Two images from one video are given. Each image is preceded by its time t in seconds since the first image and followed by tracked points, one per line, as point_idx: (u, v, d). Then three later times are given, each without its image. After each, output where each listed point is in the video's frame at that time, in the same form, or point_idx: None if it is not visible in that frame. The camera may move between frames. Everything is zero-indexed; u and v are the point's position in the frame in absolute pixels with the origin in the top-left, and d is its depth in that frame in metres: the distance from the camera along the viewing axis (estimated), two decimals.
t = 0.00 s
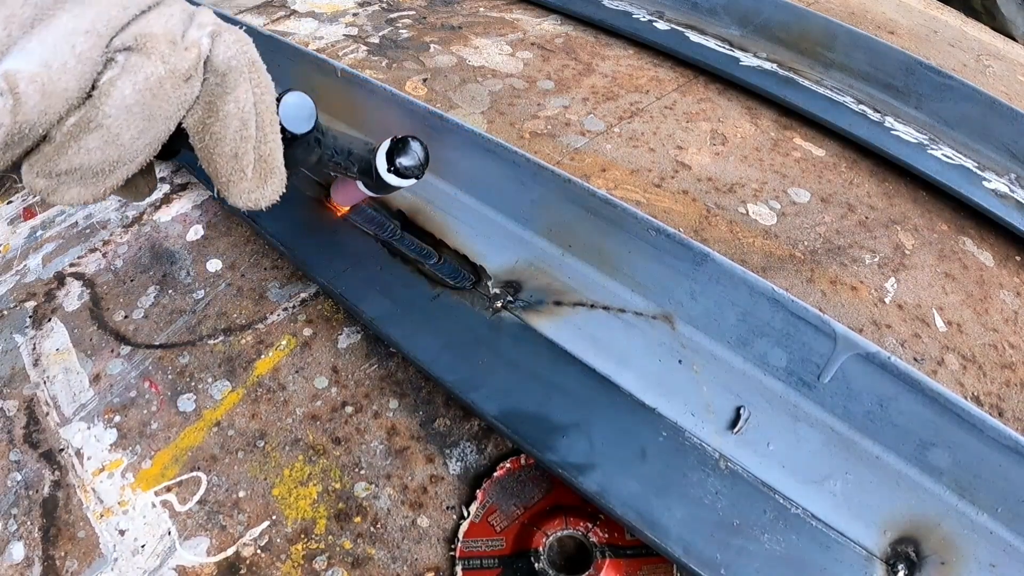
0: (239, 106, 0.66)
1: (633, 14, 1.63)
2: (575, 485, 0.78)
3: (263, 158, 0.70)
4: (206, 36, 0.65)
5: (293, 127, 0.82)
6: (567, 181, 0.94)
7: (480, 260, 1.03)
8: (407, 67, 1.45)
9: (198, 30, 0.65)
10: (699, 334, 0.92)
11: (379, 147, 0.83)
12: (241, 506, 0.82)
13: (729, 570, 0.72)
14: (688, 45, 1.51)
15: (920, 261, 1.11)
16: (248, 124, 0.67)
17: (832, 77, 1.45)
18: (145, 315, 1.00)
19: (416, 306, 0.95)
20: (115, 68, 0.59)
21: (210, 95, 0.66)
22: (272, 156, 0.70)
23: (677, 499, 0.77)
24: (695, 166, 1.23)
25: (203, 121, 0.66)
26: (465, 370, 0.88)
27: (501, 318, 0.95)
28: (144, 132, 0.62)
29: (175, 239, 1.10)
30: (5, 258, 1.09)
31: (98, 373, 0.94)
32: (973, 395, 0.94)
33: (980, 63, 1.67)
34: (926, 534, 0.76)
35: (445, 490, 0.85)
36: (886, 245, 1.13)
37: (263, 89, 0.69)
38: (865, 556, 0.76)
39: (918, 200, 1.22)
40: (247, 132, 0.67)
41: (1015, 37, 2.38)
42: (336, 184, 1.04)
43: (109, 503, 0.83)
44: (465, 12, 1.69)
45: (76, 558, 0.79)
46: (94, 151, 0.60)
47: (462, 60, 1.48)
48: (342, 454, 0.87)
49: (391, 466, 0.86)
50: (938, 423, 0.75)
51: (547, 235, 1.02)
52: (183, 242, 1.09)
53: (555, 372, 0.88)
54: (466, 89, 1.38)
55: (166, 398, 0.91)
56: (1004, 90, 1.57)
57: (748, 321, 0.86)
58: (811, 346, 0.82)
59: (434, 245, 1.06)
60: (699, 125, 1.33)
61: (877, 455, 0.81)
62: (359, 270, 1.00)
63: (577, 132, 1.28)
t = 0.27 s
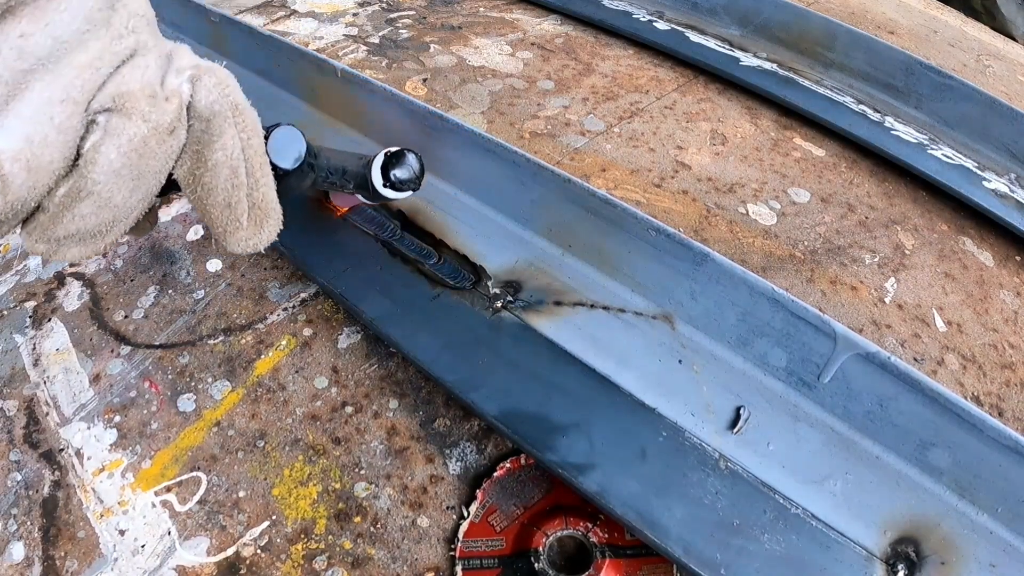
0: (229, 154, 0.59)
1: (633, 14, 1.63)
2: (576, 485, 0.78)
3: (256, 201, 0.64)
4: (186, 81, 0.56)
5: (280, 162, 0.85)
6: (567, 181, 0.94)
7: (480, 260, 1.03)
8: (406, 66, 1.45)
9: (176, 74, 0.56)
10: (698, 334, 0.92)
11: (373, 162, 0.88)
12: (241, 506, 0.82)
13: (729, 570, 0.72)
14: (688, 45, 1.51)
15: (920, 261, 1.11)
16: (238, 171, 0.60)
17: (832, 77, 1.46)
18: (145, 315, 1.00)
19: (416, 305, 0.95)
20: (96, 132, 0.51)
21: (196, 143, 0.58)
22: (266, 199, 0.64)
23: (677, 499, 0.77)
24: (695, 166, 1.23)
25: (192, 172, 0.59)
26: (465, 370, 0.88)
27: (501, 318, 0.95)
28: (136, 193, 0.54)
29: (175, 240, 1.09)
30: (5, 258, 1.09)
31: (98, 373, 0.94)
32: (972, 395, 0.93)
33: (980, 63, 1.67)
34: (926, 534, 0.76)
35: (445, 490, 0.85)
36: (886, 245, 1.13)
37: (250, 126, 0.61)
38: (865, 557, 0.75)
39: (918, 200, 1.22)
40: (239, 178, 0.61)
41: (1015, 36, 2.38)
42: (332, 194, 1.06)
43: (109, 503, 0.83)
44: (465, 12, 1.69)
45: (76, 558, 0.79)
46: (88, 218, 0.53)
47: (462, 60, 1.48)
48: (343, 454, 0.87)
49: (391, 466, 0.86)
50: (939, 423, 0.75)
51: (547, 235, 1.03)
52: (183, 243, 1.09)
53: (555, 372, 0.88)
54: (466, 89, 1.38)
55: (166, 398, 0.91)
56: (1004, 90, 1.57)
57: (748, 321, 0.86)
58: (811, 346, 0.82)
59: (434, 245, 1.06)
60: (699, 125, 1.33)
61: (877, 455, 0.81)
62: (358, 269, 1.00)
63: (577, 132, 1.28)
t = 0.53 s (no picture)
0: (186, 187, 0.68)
1: (633, 14, 1.63)
2: (576, 485, 0.78)
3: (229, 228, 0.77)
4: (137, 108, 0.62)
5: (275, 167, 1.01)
6: (568, 181, 0.95)
7: (480, 260, 1.03)
8: (406, 66, 1.45)
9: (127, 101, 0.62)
10: (698, 334, 0.92)
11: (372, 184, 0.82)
12: (241, 506, 0.82)
13: (729, 570, 0.72)
14: (688, 45, 1.51)
15: (920, 261, 1.11)
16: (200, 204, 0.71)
17: (832, 77, 1.46)
18: (145, 315, 1.01)
19: (416, 305, 0.95)
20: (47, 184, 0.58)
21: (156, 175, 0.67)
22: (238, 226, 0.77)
23: (677, 499, 0.77)
24: (695, 166, 1.23)
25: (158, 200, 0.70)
26: (465, 370, 0.88)
27: (501, 318, 0.95)
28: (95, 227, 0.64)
29: (175, 240, 1.11)
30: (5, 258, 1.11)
31: (98, 373, 0.94)
32: (973, 395, 0.93)
33: (980, 63, 1.67)
34: (926, 534, 0.76)
35: (445, 490, 0.85)
36: (885, 245, 1.13)
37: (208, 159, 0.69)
38: (865, 556, 0.75)
39: (918, 200, 1.22)
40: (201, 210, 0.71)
41: (1015, 36, 2.38)
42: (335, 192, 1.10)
43: (109, 503, 0.83)
44: (465, 12, 1.69)
45: (76, 558, 0.79)
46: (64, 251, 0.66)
47: (462, 60, 1.48)
48: (342, 453, 0.87)
49: (391, 466, 0.86)
50: (939, 423, 0.75)
51: (547, 235, 1.03)
52: (183, 242, 1.10)
53: (555, 372, 0.88)
54: (466, 89, 1.38)
55: (166, 398, 0.92)
56: (1004, 90, 1.57)
57: (748, 321, 0.86)
58: (811, 346, 0.82)
59: (433, 245, 1.06)
60: (699, 125, 1.33)
61: (877, 455, 0.81)
62: (358, 269, 1.00)
63: (577, 132, 1.28)
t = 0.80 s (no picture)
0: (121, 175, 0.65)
1: (633, 14, 1.64)
2: (576, 485, 0.78)
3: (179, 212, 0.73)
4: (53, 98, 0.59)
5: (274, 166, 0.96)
6: (567, 181, 0.94)
7: (480, 260, 1.03)
8: (407, 66, 1.45)
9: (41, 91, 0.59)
10: (699, 334, 0.92)
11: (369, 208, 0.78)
12: (241, 506, 0.82)
13: (729, 570, 0.72)
14: (688, 45, 1.51)
15: (919, 261, 1.11)
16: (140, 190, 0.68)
17: (832, 77, 1.46)
18: (145, 315, 1.00)
19: (415, 305, 0.95)
20: None
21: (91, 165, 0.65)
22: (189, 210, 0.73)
23: (677, 499, 0.77)
24: (695, 166, 1.23)
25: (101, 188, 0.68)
26: (465, 370, 0.88)
27: (500, 318, 0.95)
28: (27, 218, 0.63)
29: (175, 240, 1.11)
30: (6, 258, 1.12)
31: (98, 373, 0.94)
32: (973, 395, 0.93)
33: (980, 63, 1.67)
34: (926, 534, 0.76)
35: (445, 490, 0.85)
36: (885, 245, 1.13)
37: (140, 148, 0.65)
38: (865, 556, 0.75)
39: (918, 200, 1.22)
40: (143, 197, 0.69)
41: (1015, 36, 2.38)
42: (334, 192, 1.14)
43: (109, 503, 0.83)
44: (466, 12, 1.69)
45: (76, 558, 0.78)
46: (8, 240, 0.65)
47: (462, 60, 1.48)
48: (342, 454, 0.87)
49: (391, 466, 0.86)
50: (939, 423, 0.75)
51: (547, 235, 1.03)
52: (183, 243, 1.11)
53: (555, 372, 0.88)
54: (466, 89, 1.39)
55: (166, 398, 0.92)
56: (1004, 90, 1.57)
57: (748, 321, 0.86)
58: (811, 346, 0.82)
59: (433, 245, 1.06)
60: (699, 125, 1.33)
61: (877, 455, 0.81)
62: (358, 269, 1.00)
63: (577, 132, 1.28)
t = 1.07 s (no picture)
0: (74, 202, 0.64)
1: (633, 14, 1.64)
2: (576, 485, 0.78)
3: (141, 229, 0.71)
4: None
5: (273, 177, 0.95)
6: (567, 181, 0.94)
7: (480, 260, 1.03)
8: (406, 67, 1.45)
9: None
10: (699, 334, 0.92)
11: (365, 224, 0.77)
12: (241, 506, 0.82)
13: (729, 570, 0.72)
14: (688, 45, 1.51)
15: (919, 261, 1.11)
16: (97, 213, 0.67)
17: (832, 77, 1.46)
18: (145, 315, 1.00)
19: (415, 305, 0.95)
20: None
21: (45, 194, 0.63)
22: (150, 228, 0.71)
23: (677, 499, 0.77)
24: (695, 166, 1.23)
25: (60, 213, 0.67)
26: (465, 371, 0.88)
27: (500, 318, 0.95)
28: None
29: (176, 240, 1.11)
30: (6, 258, 1.13)
31: (99, 373, 0.94)
32: (973, 395, 0.93)
33: (980, 63, 1.67)
34: (926, 534, 0.76)
35: (445, 490, 0.85)
36: (885, 245, 1.13)
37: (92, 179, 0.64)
38: (865, 557, 0.75)
39: (918, 200, 1.22)
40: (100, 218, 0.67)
41: (1015, 36, 2.38)
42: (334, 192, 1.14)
43: (109, 503, 0.83)
44: (465, 12, 1.69)
45: (76, 558, 0.78)
46: None
47: (462, 60, 1.48)
48: (342, 454, 0.87)
49: (391, 466, 0.86)
50: (939, 423, 0.75)
51: (547, 235, 1.03)
52: (183, 242, 1.11)
53: (555, 372, 0.88)
54: (466, 89, 1.38)
55: (166, 398, 0.92)
56: (1004, 90, 1.57)
57: (748, 321, 0.86)
58: (811, 346, 0.82)
59: (433, 245, 1.06)
60: (699, 125, 1.33)
61: (877, 455, 0.81)
62: (358, 269, 1.00)
63: (577, 132, 1.28)
